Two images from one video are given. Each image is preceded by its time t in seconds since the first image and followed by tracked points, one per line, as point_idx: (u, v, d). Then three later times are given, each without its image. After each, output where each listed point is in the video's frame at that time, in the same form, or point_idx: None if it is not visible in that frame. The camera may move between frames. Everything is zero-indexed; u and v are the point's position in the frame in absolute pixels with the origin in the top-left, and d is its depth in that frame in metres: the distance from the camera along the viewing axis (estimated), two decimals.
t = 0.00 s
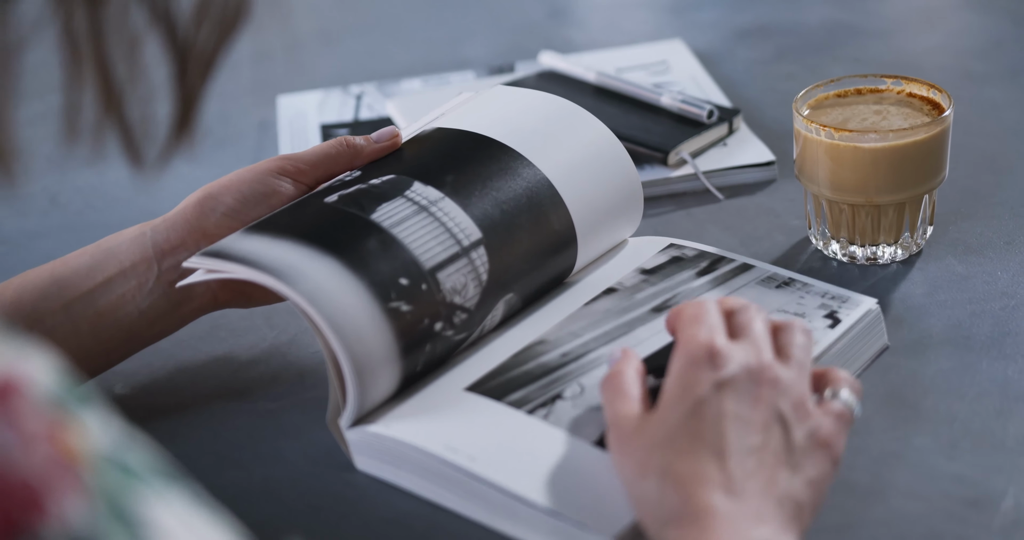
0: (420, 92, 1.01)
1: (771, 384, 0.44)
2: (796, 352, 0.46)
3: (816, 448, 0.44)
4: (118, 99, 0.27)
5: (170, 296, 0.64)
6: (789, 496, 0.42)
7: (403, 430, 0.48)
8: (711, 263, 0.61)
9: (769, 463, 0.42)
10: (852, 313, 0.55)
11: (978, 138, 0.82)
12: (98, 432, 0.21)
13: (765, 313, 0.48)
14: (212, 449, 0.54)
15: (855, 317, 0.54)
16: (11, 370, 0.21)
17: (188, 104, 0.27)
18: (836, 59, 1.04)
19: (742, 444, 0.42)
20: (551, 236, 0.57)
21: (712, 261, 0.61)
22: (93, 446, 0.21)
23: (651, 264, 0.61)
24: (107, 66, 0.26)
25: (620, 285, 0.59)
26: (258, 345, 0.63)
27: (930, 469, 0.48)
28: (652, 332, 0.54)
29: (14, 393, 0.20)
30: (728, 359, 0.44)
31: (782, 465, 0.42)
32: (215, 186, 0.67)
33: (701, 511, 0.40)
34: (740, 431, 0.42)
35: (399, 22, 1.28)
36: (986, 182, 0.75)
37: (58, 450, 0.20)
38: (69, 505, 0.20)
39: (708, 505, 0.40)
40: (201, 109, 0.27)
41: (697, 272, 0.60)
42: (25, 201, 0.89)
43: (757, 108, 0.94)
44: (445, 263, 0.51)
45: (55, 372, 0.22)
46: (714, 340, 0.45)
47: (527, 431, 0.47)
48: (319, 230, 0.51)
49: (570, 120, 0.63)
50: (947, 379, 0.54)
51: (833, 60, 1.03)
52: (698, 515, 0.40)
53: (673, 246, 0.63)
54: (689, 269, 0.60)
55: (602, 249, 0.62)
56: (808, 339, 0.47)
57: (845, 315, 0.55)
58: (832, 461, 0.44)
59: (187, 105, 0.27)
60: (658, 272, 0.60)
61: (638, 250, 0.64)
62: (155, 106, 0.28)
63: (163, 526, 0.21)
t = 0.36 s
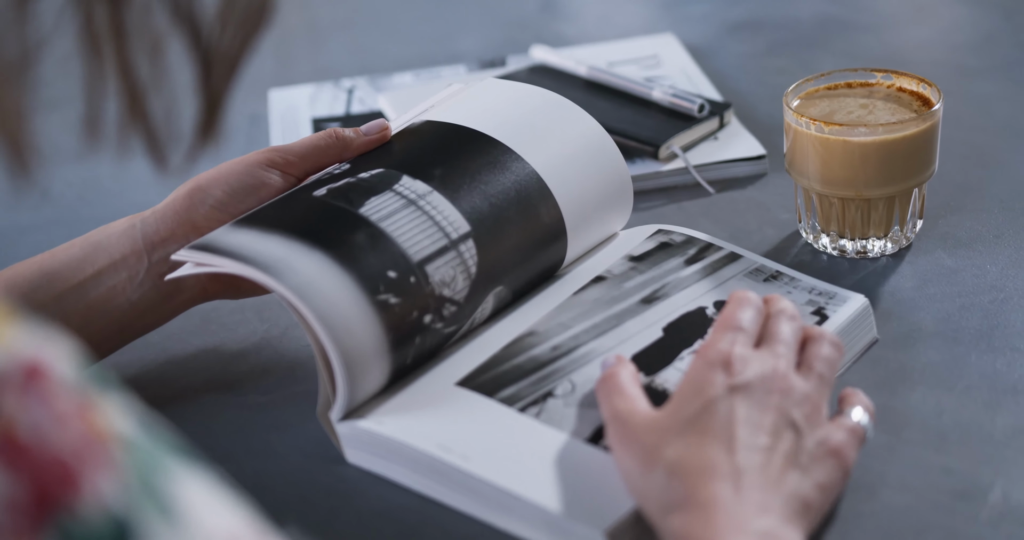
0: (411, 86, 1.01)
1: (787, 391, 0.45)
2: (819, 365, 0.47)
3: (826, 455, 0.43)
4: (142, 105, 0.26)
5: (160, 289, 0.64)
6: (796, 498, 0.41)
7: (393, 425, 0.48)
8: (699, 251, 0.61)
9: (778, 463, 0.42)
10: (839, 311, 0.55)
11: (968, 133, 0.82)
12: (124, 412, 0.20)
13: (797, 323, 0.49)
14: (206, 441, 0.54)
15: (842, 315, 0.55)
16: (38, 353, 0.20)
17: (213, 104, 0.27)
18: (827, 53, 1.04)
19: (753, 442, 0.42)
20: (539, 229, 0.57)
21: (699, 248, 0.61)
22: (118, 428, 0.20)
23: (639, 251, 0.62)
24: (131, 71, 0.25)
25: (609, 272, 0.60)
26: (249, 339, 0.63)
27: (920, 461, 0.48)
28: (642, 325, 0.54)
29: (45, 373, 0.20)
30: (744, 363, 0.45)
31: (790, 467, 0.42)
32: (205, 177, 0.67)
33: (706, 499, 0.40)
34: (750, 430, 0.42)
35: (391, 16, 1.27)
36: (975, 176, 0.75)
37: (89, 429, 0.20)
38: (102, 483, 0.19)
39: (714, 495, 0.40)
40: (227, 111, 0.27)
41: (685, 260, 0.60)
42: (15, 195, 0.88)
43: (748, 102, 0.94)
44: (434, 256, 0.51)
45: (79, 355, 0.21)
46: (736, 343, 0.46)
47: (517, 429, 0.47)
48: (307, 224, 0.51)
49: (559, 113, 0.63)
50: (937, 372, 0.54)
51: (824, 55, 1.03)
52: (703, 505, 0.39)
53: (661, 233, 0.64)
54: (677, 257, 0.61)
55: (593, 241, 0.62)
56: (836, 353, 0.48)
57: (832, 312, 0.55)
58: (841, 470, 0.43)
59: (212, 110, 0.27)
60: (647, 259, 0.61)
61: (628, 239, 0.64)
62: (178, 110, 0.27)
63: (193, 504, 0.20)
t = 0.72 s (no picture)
0: (401, 72, 1.01)
1: (771, 372, 0.45)
2: (804, 346, 0.47)
3: (809, 435, 0.44)
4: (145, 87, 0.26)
5: (152, 274, 0.64)
6: (778, 478, 0.42)
7: (383, 408, 0.48)
8: (688, 235, 0.61)
9: (762, 444, 0.42)
10: (827, 293, 0.55)
11: (957, 117, 0.82)
12: (122, 385, 0.21)
13: (782, 304, 0.50)
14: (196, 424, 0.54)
15: (829, 297, 0.55)
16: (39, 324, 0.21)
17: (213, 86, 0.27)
18: (817, 38, 1.04)
19: (736, 422, 0.42)
20: (530, 214, 0.57)
21: (688, 232, 0.62)
22: (118, 399, 0.21)
23: (629, 236, 0.62)
24: (134, 55, 0.25)
25: (598, 257, 0.60)
26: (238, 324, 0.63)
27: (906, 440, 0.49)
28: (630, 309, 0.54)
29: (47, 344, 0.20)
30: (727, 344, 0.45)
31: (773, 447, 0.43)
32: (195, 163, 0.67)
33: (687, 478, 0.40)
34: (733, 410, 0.43)
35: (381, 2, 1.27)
36: (963, 160, 0.75)
37: (89, 400, 0.20)
38: (101, 453, 0.20)
39: (696, 474, 0.40)
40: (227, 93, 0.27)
41: (674, 244, 0.60)
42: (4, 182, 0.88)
43: (738, 87, 0.94)
44: (425, 240, 0.51)
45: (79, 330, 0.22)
46: (720, 324, 0.46)
47: (506, 412, 0.48)
48: (298, 207, 0.51)
49: (552, 98, 0.63)
50: (923, 353, 0.54)
51: (813, 39, 1.04)
52: (684, 484, 0.40)
53: (650, 217, 0.64)
54: (666, 241, 0.61)
55: (582, 225, 0.63)
56: (820, 334, 0.49)
57: (820, 295, 0.55)
58: (824, 450, 0.44)
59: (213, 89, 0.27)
60: (636, 244, 0.61)
61: (616, 224, 0.64)
62: (181, 91, 0.27)
63: (191, 474, 0.21)
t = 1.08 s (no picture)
0: (391, 60, 1.00)
1: (765, 357, 0.46)
2: (796, 332, 0.48)
3: (797, 424, 0.45)
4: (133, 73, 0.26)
5: (148, 265, 0.64)
6: (767, 465, 0.42)
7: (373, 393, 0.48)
8: (677, 221, 0.62)
9: (754, 431, 0.43)
10: (814, 277, 0.56)
11: (944, 103, 0.83)
12: (106, 368, 0.21)
13: (774, 287, 0.50)
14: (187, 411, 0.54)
15: (817, 281, 0.55)
16: (20, 309, 0.21)
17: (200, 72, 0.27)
18: (806, 25, 1.04)
19: (730, 408, 0.43)
20: (523, 201, 0.57)
21: (677, 218, 0.62)
22: (100, 381, 0.21)
23: (618, 222, 0.62)
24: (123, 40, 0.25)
25: (587, 244, 0.60)
26: (228, 312, 0.63)
27: (890, 422, 0.49)
28: (619, 294, 0.55)
29: (27, 327, 0.21)
30: (722, 325, 0.45)
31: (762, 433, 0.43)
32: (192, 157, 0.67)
33: (682, 460, 0.40)
34: (727, 395, 0.43)
35: None
36: (950, 146, 0.76)
37: (71, 383, 0.20)
38: (84, 437, 0.20)
39: (690, 456, 0.40)
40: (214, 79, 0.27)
41: (663, 229, 0.61)
42: None
43: (727, 74, 0.94)
44: (422, 228, 0.51)
45: (63, 313, 0.22)
46: (715, 305, 0.46)
47: (497, 396, 0.48)
48: (296, 192, 0.51)
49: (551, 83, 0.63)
50: (908, 337, 0.55)
51: (803, 27, 1.04)
52: (679, 466, 0.40)
53: (639, 204, 0.64)
54: (654, 227, 0.61)
55: (573, 211, 0.63)
56: (811, 320, 0.49)
57: (808, 279, 0.56)
58: (809, 438, 0.45)
59: (200, 74, 0.27)
60: (625, 231, 0.61)
61: (606, 211, 0.64)
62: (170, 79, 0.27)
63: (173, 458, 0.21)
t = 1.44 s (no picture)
0: (382, 54, 1.00)
1: (764, 340, 0.46)
2: (794, 317, 0.48)
3: (790, 413, 0.45)
4: (122, 66, 0.26)
5: (146, 256, 0.64)
6: (759, 451, 0.43)
7: (367, 386, 0.48)
8: (668, 218, 0.62)
9: (749, 417, 0.43)
10: (806, 265, 0.56)
11: (934, 95, 0.83)
12: (93, 354, 0.22)
13: (774, 269, 0.50)
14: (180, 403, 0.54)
15: (808, 269, 0.56)
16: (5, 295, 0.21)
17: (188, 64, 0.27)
18: (797, 17, 1.04)
19: (727, 394, 0.43)
20: (519, 194, 0.58)
21: (669, 215, 0.62)
22: (85, 367, 0.21)
23: (610, 220, 0.62)
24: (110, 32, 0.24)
25: (579, 241, 0.60)
26: (220, 306, 0.63)
27: (878, 411, 0.50)
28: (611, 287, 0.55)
29: (11, 315, 0.21)
30: (724, 307, 0.45)
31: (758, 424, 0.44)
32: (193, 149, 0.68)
33: (678, 442, 0.40)
34: (725, 381, 0.43)
35: None
36: (939, 137, 0.76)
37: (55, 370, 0.21)
38: (66, 424, 0.21)
39: (687, 439, 0.41)
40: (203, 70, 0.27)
41: (655, 227, 0.61)
42: None
43: (717, 66, 0.94)
44: (420, 224, 0.52)
45: (50, 300, 0.22)
46: (717, 285, 0.46)
47: (490, 387, 0.48)
48: (296, 183, 0.51)
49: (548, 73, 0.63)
50: (896, 326, 0.55)
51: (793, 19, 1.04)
52: (675, 447, 0.40)
53: (631, 201, 0.64)
54: (646, 224, 0.61)
55: (566, 203, 0.63)
56: (809, 305, 0.49)
57: (799, 267, 0.56)
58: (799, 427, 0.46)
59: (189, 66, 0.27)
60: (616, 229, 0.61)
61: (599, 206, 0.64)
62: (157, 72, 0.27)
63: (155, 445, 0.21)
